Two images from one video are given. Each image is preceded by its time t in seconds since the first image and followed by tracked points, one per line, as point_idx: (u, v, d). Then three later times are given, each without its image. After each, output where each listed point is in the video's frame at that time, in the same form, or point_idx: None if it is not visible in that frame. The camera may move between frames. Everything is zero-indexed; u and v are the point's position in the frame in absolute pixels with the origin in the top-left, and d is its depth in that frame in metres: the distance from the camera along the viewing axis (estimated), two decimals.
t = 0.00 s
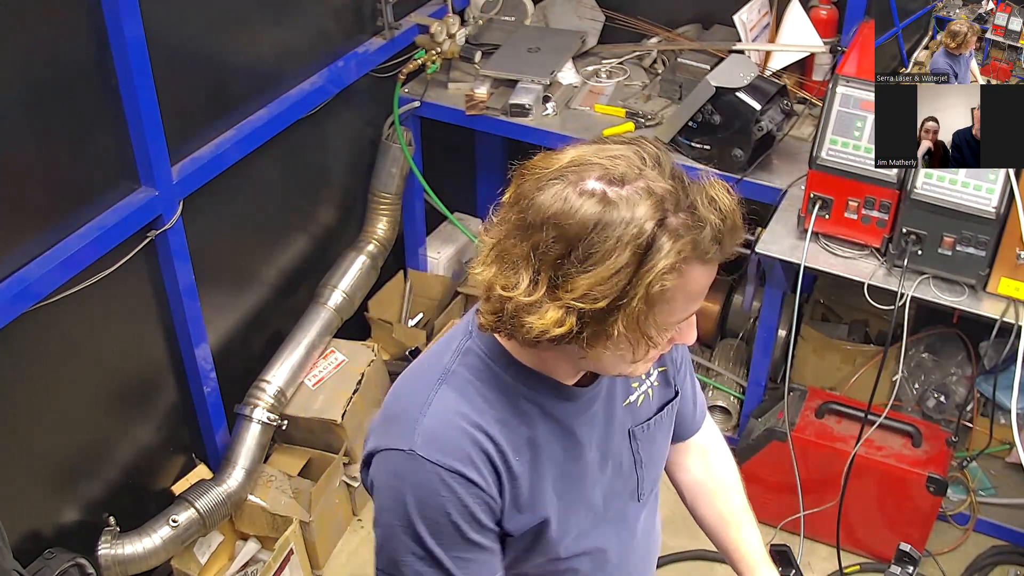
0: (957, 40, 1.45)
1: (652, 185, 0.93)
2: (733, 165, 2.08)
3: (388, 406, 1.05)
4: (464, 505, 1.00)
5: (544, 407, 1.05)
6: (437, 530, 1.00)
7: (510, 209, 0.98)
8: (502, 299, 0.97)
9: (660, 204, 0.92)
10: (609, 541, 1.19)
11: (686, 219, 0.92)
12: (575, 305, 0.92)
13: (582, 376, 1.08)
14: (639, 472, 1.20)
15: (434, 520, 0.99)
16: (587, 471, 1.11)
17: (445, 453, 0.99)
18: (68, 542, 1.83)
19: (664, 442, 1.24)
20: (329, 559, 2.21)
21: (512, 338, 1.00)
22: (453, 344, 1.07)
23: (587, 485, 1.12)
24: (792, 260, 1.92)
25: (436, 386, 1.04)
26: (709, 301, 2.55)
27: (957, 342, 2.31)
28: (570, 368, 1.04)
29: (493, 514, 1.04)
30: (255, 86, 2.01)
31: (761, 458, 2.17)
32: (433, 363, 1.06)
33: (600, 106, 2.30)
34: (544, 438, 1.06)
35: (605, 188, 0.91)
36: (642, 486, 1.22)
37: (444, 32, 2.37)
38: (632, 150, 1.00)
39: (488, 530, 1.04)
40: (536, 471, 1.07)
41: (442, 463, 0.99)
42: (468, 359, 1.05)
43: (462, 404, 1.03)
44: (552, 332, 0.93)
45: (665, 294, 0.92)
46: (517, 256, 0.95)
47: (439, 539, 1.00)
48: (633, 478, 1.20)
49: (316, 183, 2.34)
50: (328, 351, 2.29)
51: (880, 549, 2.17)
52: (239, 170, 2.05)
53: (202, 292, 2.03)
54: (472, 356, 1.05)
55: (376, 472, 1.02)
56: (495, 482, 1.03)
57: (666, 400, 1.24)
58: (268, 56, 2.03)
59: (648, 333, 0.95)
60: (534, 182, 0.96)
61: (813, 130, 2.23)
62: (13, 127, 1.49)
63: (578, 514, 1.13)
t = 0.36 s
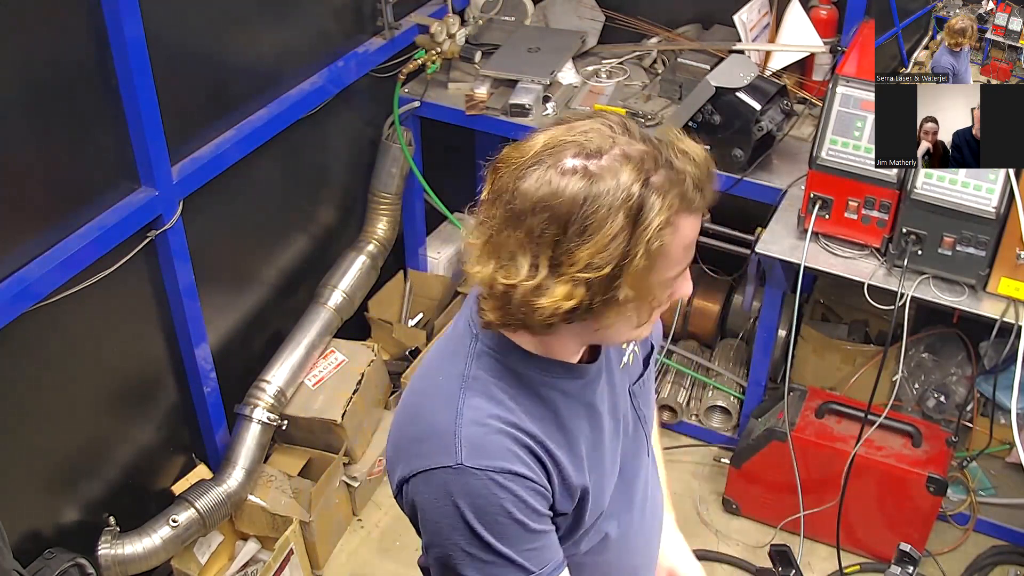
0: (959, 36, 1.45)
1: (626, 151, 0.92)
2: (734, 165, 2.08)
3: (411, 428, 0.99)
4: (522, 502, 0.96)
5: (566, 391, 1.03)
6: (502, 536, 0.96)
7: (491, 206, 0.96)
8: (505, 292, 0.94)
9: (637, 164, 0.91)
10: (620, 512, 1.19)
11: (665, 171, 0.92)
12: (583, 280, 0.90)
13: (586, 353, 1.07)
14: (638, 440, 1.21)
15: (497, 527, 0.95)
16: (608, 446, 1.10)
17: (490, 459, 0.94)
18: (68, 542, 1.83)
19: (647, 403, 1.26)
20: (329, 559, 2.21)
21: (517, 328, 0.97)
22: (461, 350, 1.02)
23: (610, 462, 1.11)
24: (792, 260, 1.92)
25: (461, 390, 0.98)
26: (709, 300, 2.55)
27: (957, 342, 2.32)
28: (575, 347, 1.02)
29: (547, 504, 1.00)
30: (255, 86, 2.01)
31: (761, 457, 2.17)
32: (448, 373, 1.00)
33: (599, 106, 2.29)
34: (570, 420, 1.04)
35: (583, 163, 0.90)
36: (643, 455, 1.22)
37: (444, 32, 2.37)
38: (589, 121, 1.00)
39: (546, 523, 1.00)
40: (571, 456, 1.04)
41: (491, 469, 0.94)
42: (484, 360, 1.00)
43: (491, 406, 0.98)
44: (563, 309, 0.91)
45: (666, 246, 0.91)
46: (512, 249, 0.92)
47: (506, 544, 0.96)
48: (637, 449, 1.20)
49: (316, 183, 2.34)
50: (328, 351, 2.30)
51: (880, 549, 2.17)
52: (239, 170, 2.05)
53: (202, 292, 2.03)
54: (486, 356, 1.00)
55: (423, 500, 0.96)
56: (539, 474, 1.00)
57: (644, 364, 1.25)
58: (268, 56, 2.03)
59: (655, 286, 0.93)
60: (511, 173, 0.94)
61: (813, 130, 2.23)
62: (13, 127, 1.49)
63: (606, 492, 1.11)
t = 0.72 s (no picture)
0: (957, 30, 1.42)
1: (628, 102, 0.93)
2: (734, 165, 2.08)
3: (395, 370, 0.99)
4: (482, 457, 0.95)
5: (551, 360, 1.03)
6: (452, 487, 0.94)
7: (521, 197, 0.92)
8: (575, 269, 0.93)
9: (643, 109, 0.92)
10: (608, 496, 1.14)
11: (663, 108, 0.95)
12: (651, 230, 0.93)
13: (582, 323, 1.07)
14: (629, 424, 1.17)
15: (450, 477, 0.93)
16: (588, 421, 1.08)
17: (464, 409, 0.93)
18: (68, 542, 1.83)
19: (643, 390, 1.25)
20: (329, 559, 2.21)
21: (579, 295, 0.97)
22: (460, 306, 1.02)
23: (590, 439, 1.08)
24: (792, 260, 1.92)
25: (449, 342, 0.97)
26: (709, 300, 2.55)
27: (957, 342, 2.32)
28: (587, 307, 1.04)
29: (499, 469, 0.98)
30: (255, 86, 2.01)
31: (761, 457, 2.17)
32: (445, 325, 1.00)
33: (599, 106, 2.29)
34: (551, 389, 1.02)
35: (605, 126, 0.90)
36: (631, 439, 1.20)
37: (444, 32, 2.37)
38: (556, 86, 0.97)
39: (490, 486, 0.98)
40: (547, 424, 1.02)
41: (458, 419, 0.93)
42: (479, 317, 1.00)
43: (477, 361, 0.97)
44: (643, 261, 0.94)
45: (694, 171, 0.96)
46: (581, 232, 0.90)
47: (449, 496, 0.94)
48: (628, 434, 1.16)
49: (316, 183, 2.34)
50: (328, 351, 2.30)
51: (880, 549, 2.17)
52: (239, 170, 2.05)
53: (202, 292, 2.03)
54: (482, 314, 1.00)
55: (387, 436, 0.95)
56: (507, 437, 0.98)
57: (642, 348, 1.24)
58: (268, 56, 2.03)
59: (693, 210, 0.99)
60: (534, 163, 0.89)
61: (813, 130, 2.23)
62: (13, 127, 1.49)
63: (584, 470, 1.08)
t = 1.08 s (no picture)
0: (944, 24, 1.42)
1: (554, 70, 0.94)
2: (734, 166, 2.08)
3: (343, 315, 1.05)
4: (401, 397, 0.97)
5: (485, 316, 1.04)
6: (371, 420, 0.97)
7: (447, 152, 0.95)
8: (487, 218, 0.93)
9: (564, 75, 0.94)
10: (545, 462, 1.13)
11: (591, 78, 0.96)
12: (566, 188, 0.91)
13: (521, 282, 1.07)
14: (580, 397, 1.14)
15: (369, 410, 0.97)
16: (528, 379, 1.08)
17: (384, 349, 0.97)
18: (68, 542, 1.83)
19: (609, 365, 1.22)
20: (329, 559, 2.21)
21: (500, 249, 0.97)
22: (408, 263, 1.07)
23: (527, 401, 1.07)
24: (792, 260, 1.92)
25: (387, 291, 1.02)
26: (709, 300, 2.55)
27: (957, 343, 2.32)
28: (521, 267, 1.04)
29: (421, 414, 1.00)
30: (255, 86, 2.01)
31: (761, 457, 2.17)
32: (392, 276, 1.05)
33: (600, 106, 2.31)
34: (480, 344, 1.03)
35: (525, 88, 0.91)
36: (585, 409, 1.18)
37: (444, 32, 2.35)
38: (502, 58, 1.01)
39: (415, 428, 1.00)
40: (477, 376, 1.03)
41: (378, 355, 0.96)
42: (420, 269, 1.04)
43: (407, 309, 1.00)
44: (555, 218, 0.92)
45: (616, 137, 0.94)
46: (487, 177, 0.91)
47: (369, 431, 0.98)
48: (579, 406, 1.14)
49: (315, 182, 2.34)
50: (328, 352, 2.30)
51: (880, 549, 2.17)
52: (239, 170, 2.05)
53: (202, 292, 2.03)
54: (422, 269, 1.04)
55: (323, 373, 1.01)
56: (428, 384, 1.00)
57: (611, 325, 1.19)
58: (268, 56, 2.03)
59: (616, 175, 0.95)
60: (457, 117, 0.93)
61: (813, 130, 2.23)
62: (13, 127, 1.49)
63: (519, 429, 1.08)
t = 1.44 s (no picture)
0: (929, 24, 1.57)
1: (434, 52, 1.04)
2: (734, 166, 2.08)
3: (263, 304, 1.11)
4: (320, 376, 1.03)
5: (395, 296, 1.11)
6: (293, 400, 1.03)
7: (340, 134, 1.05)
8: (376, 194, 1.02)
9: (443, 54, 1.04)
10: (462, 432, 1.21)
11: (473, 57, 1.05)
12: (447, 157, 1.00)
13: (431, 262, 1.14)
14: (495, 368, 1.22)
15: (290, 391, 1.03)
16: (444, 353, 1.14)
17: (300, 332, 1.03)
18: (68, 542, 1.83)
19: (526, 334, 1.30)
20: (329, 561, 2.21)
21: (393, 223, 1.06)
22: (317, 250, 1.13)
23: (443, 372, 1.15)
24: (792, 260, 1.92)
25: (299, 278, 1.09)
26: (709, 300, 2.55)
27: (957, 343, 2.32)
28: (424, 244, 1.11)
29: (341, 391, 1.06)
30: (255, 86, 2.01)
31: (761, 457, 2.17)
32: (303, 264, 1.11)
33: (599, 106, 2.31)
34: (391, 323, 1.10)
35: (408, 69, 1.01)
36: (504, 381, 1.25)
37: (444, 32, 2.37)
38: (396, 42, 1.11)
39: (337, 405, 1.07)
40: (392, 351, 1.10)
41: (294, 338, 1.02)
42: (330, 255, 1.11)
43: (321, 294, 1.06)
44: (435, 183, 1.01)
45: (497, 110, 1.03)
46: (370, 152, 1.01)
47: (292, 410, 1.04)
48: (493, 377, 1.22)
49: (315, 182, 2.34)
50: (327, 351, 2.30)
51: (880, 549, 2.17)
52: (239, 170, 2.05)
53: (202, 293, 2.03)
54: (331, 255, 1.10)
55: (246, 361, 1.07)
56: (344, 362, 1.06)
57: (520, 299, 1.27)
58: (267, 56, 2.03)
59: (498, 148, 1.04)
60: (349, 98, 1.03)
61: (813, 130, 2.23)
62: (14, 127, 1.49)
63: (436, 400, 1.15)
